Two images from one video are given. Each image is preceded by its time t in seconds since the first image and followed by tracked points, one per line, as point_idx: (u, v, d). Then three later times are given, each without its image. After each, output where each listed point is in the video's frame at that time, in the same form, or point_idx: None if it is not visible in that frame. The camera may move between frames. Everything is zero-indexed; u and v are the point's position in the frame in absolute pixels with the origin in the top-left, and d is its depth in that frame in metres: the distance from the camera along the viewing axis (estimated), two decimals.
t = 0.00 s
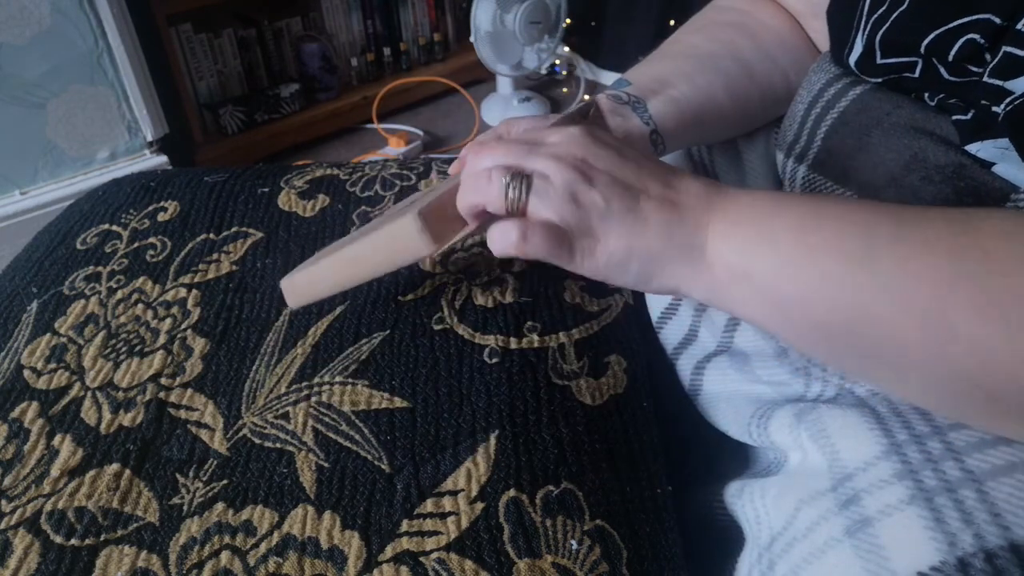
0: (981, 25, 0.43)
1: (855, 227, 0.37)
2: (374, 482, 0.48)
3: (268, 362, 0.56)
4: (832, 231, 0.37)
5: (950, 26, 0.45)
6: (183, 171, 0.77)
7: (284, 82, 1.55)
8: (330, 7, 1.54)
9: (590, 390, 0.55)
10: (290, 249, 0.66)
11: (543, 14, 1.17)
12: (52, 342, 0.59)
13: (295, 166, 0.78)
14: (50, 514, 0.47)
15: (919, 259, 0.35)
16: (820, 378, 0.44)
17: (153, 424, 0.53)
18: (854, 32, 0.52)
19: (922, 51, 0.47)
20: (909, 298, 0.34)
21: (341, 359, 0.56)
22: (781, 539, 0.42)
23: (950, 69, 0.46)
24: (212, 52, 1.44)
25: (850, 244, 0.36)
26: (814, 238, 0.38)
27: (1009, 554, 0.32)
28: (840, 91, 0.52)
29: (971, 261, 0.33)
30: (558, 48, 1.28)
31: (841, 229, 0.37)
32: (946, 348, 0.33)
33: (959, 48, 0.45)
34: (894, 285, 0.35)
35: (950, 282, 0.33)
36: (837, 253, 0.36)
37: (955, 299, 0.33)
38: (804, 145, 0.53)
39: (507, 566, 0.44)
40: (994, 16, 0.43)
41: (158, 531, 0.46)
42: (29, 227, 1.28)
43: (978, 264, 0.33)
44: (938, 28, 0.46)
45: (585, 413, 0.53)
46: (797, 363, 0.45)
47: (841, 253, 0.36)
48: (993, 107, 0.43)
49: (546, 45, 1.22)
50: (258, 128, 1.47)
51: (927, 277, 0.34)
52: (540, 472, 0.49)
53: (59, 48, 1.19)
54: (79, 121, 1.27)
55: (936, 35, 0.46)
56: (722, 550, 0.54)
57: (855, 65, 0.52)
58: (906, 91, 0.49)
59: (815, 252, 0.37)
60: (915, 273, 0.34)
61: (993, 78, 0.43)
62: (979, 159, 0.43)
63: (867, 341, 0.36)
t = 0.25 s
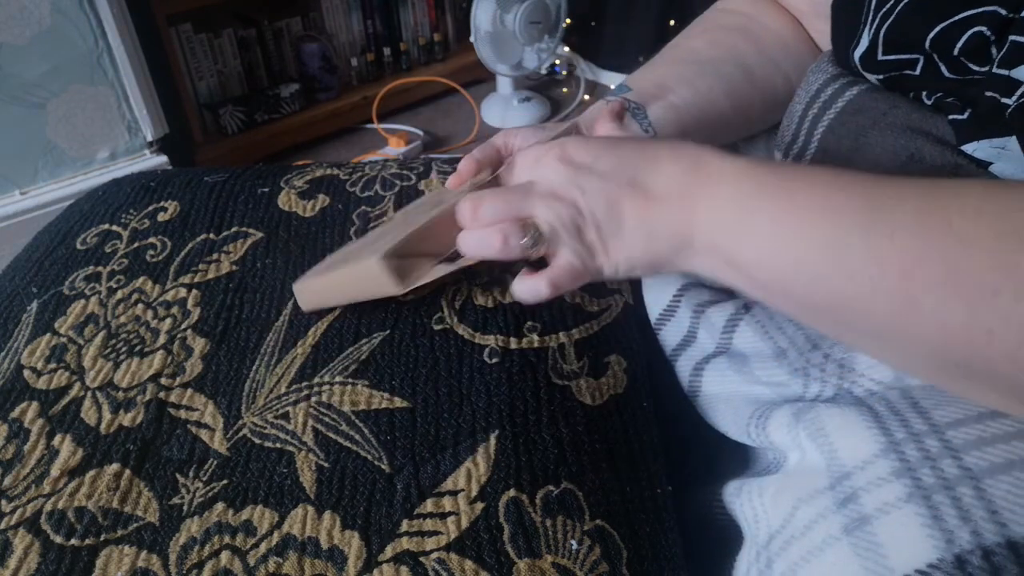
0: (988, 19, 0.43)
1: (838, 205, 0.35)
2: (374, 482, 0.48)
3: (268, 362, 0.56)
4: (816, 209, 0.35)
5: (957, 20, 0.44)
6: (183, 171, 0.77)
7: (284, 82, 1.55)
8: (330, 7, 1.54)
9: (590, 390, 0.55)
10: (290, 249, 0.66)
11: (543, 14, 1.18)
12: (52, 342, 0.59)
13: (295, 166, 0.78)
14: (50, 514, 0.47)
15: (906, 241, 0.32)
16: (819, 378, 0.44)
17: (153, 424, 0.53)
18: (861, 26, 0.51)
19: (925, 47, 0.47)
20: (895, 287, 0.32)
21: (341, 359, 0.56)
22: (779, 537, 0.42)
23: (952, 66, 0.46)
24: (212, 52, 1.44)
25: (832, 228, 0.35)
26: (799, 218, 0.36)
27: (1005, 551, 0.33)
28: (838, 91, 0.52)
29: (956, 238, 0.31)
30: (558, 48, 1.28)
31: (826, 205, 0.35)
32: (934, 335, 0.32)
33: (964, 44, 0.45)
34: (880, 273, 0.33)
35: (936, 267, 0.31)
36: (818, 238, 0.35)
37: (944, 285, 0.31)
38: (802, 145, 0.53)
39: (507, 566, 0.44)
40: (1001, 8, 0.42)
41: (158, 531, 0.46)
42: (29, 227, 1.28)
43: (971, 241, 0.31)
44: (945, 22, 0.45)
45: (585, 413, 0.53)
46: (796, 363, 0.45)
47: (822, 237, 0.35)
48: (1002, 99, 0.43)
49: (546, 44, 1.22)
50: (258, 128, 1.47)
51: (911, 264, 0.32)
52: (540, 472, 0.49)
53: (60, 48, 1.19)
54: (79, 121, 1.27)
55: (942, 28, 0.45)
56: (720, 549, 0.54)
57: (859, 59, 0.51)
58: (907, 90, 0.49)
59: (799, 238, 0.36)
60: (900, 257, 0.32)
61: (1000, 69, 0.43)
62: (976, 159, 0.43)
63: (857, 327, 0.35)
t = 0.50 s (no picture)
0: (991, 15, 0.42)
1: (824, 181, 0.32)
2: (374, 482, 0.48)
3: (268, 362, 0.56)
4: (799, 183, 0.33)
5: (961, 15, 0.44)
6: (183, 171, 0.77)
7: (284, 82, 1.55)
8: (329, 7, 1.54)
9: (590, 390, 0.55)
10: (290, 249, 0.66)
11: (543, 14, 1.17)
12: (52, 342, 0.59)
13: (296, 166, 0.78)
14: (50, 514, 0.47)
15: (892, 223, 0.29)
16: (819, 378, 0.44)
17: (153, 424, 0.53)
18: (866, 22, 0.51)
19: (927, 44, 0.46)
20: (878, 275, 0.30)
21: (341, 359, 0.56)
22: (779, 536, 0.42)
23: (953, 64, 0.46)
24: (212, 51, 1.44)
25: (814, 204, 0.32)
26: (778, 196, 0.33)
27: (1004, 550, 0.33)
28: (837, 91, 0.52)
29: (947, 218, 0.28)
30: (558, 48, 1.28)
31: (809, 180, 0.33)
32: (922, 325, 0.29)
33: (968, 41, 0.44)
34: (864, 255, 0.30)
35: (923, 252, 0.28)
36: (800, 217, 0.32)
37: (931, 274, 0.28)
38: (801, 145, 0.53)
39: (507, 566, 0.44)
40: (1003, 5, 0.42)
41: (158, 531, 0.46)
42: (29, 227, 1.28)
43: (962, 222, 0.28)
44: (948, 18, 0.45)
45: (584, 413, 0.53)
46: (796, 363, 0.46)
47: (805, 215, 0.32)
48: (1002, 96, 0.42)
49: (546, 44, 1.22)
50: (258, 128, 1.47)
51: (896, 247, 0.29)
52: (540, 472, 0.49)
53: (60, 48, 1.19)
54: (79, 121, 1.27)
55: (945, 24, 0.45)
56: (720, 549, 0.54)
57: (862, 56, 0.51)
58: (909, 87, 0.49)
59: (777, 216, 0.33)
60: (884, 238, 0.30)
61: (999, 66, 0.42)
62: (975, 157, 0.43)
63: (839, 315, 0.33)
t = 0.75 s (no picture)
0: (992, 13, 0.43)
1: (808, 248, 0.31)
2: (373, 481, 0.48)
3: (268, 362, 0.56)
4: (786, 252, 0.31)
5: (956, 16, 0.45)
6: (184, 171, 0.77)
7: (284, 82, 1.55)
8: (330, 7, 1.54)
9: (590, 390, 0.55)
10: (290, 249, 0.66)
11: (543, 14, 1.17)
12: (52, 342, 0.59)
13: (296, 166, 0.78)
14: (50, 514, 0.47)
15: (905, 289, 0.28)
16: (820, 378, 0.44)
17: (153, 424, 0.53)
18: (864, 23, 0.51)
19: (931, 40, 0.46)
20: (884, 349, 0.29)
21: (341, 359, 0.56)
22: (779, 535, 0.42)
23: (956, 63, 0.46)
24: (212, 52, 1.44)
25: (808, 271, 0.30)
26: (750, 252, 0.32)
27: (1003, 549, 0.33)
28: (839, 89, 0.51)
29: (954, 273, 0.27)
30: (558, 48, 1.27)
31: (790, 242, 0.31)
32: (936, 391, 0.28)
33: (969, 40, 0.45)
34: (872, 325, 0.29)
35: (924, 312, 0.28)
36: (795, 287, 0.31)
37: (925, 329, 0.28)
38: (803, 143, 0.53)
39: (506, 566, 0.44)
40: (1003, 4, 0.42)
41: (158, 531, 0.46)
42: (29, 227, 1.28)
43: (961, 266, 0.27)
44: (949, 16, 0.45)
45: (585, 412, 0.53)
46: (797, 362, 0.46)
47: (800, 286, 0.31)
48: (999, 96, 0.42)
49: (546, 45, 1.22)
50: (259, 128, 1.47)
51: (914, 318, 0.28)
52: (539, 472, 0.49)
53: (59, 48, 1.19)
54: (79, 121, 1.27)
55: (946, 23, 0.45)
56: (720, 549, 0.54)
57: (864, 53, 0.51)
58: (910, 86, 0.49)
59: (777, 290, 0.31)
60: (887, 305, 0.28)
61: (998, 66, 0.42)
62: (976, 155, 0.43)
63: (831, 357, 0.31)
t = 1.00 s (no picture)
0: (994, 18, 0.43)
1: (829, 226, 0.28)
2: (374, 481, 0.48)
3: (268, 362, 0.56)
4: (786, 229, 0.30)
5: (956, 22, 0.45)
6: (184, 171, 0.77)
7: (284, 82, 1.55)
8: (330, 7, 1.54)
9: (590, 390, 0.55)
10: (290, 249, 0.66)
11: (543, 14, 1.17)
12: (52, 342, 0.59)
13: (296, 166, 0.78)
14: (50, 514, 0.47)
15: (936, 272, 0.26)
16: (821, 379, 0.44)
17: (153, 424, 0.53)
18: (863, 27, 0.51)
19: (933, 44, 0.46)
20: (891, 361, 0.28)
21: (341, 359, 0.56)
22: (781, 537, 0.42)
23: (958, 66, 0.46)
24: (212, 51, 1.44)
25: (835, 260, 0.28)
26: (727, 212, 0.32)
27: (1005, 551, 0.33)
28: (843, 88, 0.52)
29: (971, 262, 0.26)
30: (558, 48, 1.27)
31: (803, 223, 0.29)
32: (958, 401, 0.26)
33: (971, 43, 0.45)
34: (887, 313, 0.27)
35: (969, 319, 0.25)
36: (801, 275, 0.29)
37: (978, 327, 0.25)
38: (806, 143, 0.53)
39: (507, 566, 0.44)
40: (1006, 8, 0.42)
41: (158, 531, 0.46)
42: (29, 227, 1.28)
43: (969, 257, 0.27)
44: (952, 19, 0.45)
45: (585, 412, 0.53)
46: (798, 363, 0.46)
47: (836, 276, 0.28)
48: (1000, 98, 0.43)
49: (546, 45, 1.22)
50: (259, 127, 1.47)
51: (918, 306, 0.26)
52: (540, 472, 0.49)
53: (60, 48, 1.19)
54: (79, 121, 1.27)
55: (948, 27, 0.45)
56: (719, 548, 0.54)
57: (865, 56, 0.51)
58: (913, 87, 0.49)
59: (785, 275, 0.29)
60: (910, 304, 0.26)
61: (998, 68, 0.43)
62: (979, 155, 0.44)
63: (826, 352, 0.30)
